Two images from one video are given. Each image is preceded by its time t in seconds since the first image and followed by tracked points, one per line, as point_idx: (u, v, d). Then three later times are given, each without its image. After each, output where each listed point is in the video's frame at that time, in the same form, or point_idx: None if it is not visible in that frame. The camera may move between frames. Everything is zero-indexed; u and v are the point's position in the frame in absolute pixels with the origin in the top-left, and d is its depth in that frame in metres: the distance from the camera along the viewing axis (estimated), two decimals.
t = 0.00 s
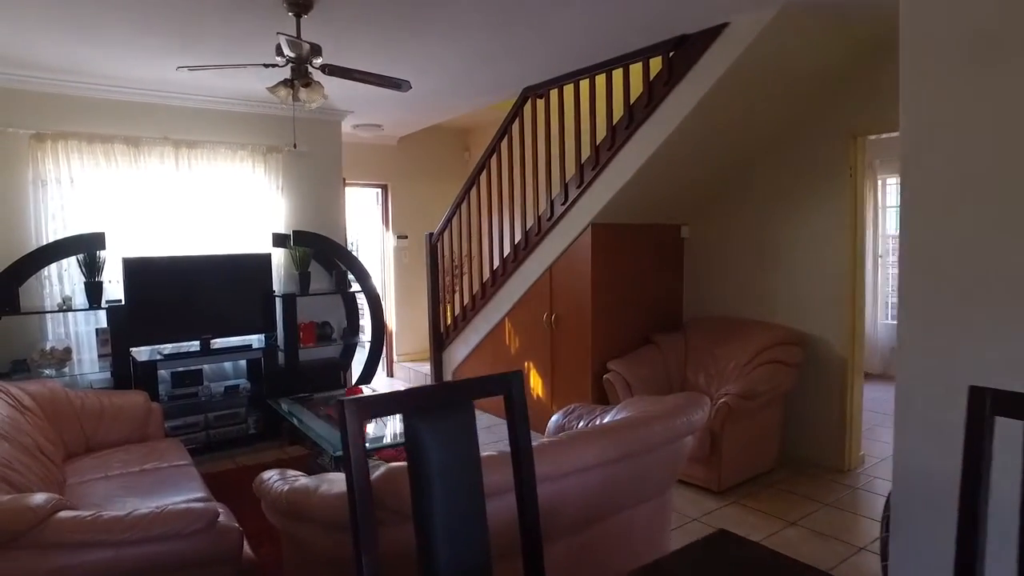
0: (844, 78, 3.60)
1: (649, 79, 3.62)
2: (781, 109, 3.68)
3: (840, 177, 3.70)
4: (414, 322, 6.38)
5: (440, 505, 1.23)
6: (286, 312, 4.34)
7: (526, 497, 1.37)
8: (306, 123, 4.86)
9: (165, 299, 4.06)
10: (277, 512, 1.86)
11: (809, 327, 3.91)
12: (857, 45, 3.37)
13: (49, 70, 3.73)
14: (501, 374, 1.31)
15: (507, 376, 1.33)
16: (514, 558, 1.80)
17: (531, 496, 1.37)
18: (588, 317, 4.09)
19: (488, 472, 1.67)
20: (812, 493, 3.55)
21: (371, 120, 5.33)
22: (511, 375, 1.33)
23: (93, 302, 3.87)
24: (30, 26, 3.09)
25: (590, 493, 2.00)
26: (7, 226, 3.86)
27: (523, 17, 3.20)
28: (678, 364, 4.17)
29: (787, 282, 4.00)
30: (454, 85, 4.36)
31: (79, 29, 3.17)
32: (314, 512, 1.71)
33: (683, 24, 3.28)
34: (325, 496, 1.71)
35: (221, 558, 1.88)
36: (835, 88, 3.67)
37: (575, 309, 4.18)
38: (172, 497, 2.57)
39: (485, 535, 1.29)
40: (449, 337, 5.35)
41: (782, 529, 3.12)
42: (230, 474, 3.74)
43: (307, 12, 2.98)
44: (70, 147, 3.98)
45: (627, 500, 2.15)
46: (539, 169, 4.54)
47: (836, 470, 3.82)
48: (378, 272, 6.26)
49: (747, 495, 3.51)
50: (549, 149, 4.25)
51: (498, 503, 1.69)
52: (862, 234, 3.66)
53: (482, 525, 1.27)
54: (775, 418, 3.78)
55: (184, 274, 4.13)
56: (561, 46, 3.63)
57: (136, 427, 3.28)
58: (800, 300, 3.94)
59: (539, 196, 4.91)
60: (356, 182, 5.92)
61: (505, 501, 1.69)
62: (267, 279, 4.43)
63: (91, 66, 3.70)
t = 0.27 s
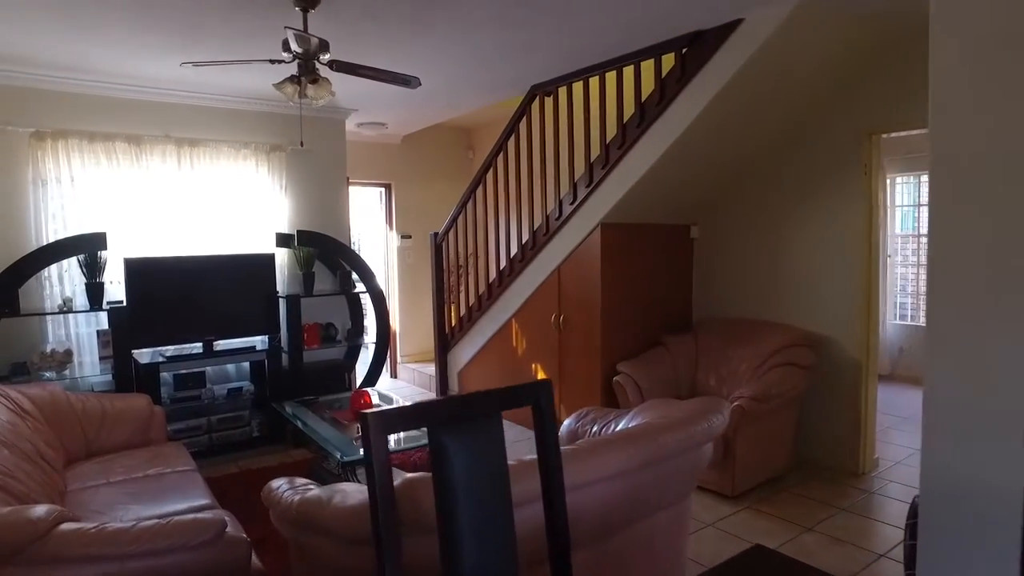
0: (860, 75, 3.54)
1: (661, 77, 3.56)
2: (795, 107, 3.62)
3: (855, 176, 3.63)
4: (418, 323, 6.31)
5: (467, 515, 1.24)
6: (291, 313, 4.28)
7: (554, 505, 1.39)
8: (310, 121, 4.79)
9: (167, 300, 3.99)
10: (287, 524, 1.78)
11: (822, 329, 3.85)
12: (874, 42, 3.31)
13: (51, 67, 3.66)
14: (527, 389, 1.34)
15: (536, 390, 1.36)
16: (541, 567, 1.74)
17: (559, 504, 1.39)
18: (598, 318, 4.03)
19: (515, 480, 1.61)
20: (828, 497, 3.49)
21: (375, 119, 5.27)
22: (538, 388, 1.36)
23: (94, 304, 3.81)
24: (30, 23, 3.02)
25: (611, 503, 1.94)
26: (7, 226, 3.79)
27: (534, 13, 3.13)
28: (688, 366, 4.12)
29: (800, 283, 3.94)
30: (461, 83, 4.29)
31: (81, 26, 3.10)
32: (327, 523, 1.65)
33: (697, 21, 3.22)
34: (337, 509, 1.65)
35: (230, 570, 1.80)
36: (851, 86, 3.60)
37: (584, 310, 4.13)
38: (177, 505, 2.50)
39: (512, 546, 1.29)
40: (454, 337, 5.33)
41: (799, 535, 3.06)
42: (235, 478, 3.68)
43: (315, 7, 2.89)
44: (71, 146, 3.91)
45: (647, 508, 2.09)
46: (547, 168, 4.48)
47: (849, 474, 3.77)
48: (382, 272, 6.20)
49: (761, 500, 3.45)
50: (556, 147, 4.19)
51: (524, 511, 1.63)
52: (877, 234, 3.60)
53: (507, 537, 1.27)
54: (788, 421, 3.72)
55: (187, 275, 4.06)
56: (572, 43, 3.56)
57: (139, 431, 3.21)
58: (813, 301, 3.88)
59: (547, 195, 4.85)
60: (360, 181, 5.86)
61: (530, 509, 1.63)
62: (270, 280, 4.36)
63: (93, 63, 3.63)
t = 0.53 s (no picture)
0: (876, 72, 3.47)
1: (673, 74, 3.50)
2: (809, 104, 3.56)
3: (869, 174, 3.57)
4: (421, 324, 6.24)
5: (495, 532, 1.19)
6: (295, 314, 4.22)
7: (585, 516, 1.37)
8: (313, 120, 4.72)
9: (168, 302, 3.92)
10: (298, 535, 1.71)
11: (835, 330, 3.79)
12: (891, 38, 3.25)
13: (50, 64, 3.59)
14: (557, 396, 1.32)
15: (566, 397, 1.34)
16: None
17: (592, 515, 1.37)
18: (607, 319, 3.98)
19: (545, 489, 1.55)
20: (843, 503, 3.43)
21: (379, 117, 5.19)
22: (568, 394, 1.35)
23: (95, 305, 3.74)
24: (28, 18, 2.95)
25: (633, 512, 1.88)
26: (6, 226, 3.72)
27: (544, 9, 3.06)
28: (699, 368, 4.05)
29: (812, 283, 3.88)
30: (468, 80, 4.22)
31: (80, 22, 3.03)
32: (341, 536, 1.58)
33: (712, 16, 3.15)
34: (352, 522, 1.58)
35: None
36: (866, 83, 3.54)
37: (593, 311, 4.07)
38: (181, 513, 2.43)
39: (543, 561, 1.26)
40: (459, 338, 5.27)
41: (817, 541, 2.99)
42: (238, 482, 3.61)
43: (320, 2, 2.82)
44: (70, 144, 3.83)
45: (668, 517, 2.03)
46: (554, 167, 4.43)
47: (864, 478, 3.70)
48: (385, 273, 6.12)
49: (775, 505, 3.38)
50: (564, 146, 4.13)
51: (556, 521, 1.56)
52: (893, 233, 3.54)
53: (539, 552, 1.24)
54: (801, 424, 3.65)
55: (188, 276, 3.99)
56: (583, 39, 3.50)
57: (140, 436, 3.14)
58: (826, 301, 3.82)
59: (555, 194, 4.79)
60: (363, 181, 5.79)
61: (563, 519, 1.56)
62: (273, 281, 4.29)
63: (93, 60, 3.56)
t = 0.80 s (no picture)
0: (895, 68, 3.39)
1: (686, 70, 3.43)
2: (825, 101, 3.49)
3: (886, 174, 3.49)
4: (425, 326, 6.16)
5: (531, 550, 1.18)
6: (297, 316, 4.12)
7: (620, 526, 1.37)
8: (315, 117, 4.63)
9: (168, 304, 3.83)
10: (308, 552, 1.62)
11: (850, 332, 3.71)
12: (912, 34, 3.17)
13: (47, 60, 3.50)
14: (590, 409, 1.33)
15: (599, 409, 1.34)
16: None
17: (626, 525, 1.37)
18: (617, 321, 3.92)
19: (581, 501, 1.47)
20: (862, 509, 3.35)
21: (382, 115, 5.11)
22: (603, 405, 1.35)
23: (93, 307, 3.65)
24: (24, 13, 2.86)
25: (659, 526, 1.81)
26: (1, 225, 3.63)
27: (556, 3, 2.98)
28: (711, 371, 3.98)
29: (827, 285, 3.81)
30: (474, 77, 4.14)
31: (78, 16, 2.94)
32: (355, 553, 1.49)
33: (728, 11, 3.07)
34: (367, 539, 1.49)
35: None
36: (885, 81, 3.47)
37: (603, 312, 4.01)
38: (183, 523, 2.34)
39: None
40: (464, 340, 5.21)
41: (838, 550, 2.91)
42: (241, 488, 3.52)
43: None
44: (67, 142, 3.74)
45: (694, 529, 1.96)
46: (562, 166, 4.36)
47: (880, 483, 3.63)
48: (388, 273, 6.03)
49: (792, 512, 3.31)
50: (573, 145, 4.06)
51: (594, 533, 1.47)
52: (911, 234, 3.46)
53: (577, 568, 1.24)
54: (817, 429, 3.58)
55: (189, 277, 3.90)
56: (594, 35, 3.42)
57: (140, 442, 3.05)
58: (841, 303, 3.75)
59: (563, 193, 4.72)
60: (366, 180, 5.70)
61: (602, 531, 1.48)
62: (275, 282, 4.20)
63: (90, 56, 3.47)
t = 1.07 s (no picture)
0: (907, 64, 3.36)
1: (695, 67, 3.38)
2: (836, 97, 3.45)
3: (898, 171, 3.45)
4: (427, 327, 6.09)
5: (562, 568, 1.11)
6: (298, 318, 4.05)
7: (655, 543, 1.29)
8: (316, 115, 4.56)
9: (167, 305, 3.76)
10: (316, 566, 1.55)
11: (860, 332, 3.67)
12: (926, 29, 3.13)
13: (42, 56, 3.42)
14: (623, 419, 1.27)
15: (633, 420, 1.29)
16: None
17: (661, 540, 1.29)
18: (624, 323, 3.88)
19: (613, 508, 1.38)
20: (877, 514, 3.29)
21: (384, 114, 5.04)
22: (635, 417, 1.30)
23: (90, 309, 3.57)
24: (19, 8, 2.79)
25: (681, 536, 1.75)
26: None
27: None
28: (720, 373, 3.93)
29: (836, 283, 3.77)
30: (478, 74, 4.07)
31: (74, 11, 2.86)
32: (366, 568, 1.42)
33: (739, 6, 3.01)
34: (379, 554, 1.41)
35: None
36: (896, 77, 3.43)
37: (609, 312, 3.98)
38: (182, 531, 2.26)
39: None
40: (468, 341, 5.17)
41: (854, 557, 2.85)
42: (243, 493, 3.45)
43: None
44: (64, 140, 3.67)
45: (714, 538, 1.90)
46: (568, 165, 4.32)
47: (892, 486, 3.57)
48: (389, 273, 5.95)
49: (805, 516, 3.24)
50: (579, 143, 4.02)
51: (625, 540, 1.39)
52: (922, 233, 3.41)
53: None
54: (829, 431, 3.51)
55: (188, 278, 3.82)
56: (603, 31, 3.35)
57: (138, 446, 2.97)
58: (851, 302, 3.71)
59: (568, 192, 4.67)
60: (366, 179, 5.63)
61: (634, 537, 1.40)
62: (276, 283, 4.13)
63: (87, 52, 3.40)
